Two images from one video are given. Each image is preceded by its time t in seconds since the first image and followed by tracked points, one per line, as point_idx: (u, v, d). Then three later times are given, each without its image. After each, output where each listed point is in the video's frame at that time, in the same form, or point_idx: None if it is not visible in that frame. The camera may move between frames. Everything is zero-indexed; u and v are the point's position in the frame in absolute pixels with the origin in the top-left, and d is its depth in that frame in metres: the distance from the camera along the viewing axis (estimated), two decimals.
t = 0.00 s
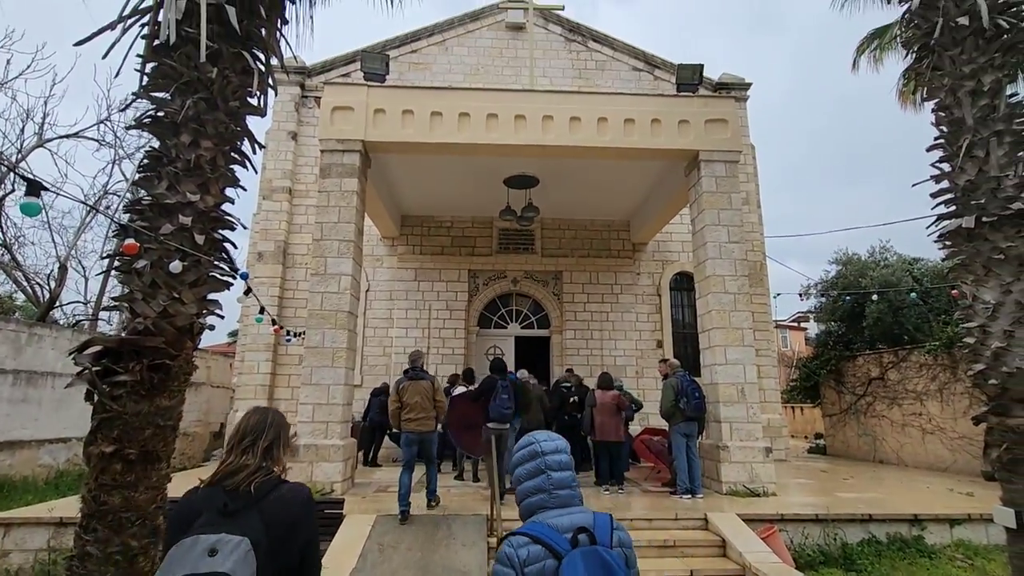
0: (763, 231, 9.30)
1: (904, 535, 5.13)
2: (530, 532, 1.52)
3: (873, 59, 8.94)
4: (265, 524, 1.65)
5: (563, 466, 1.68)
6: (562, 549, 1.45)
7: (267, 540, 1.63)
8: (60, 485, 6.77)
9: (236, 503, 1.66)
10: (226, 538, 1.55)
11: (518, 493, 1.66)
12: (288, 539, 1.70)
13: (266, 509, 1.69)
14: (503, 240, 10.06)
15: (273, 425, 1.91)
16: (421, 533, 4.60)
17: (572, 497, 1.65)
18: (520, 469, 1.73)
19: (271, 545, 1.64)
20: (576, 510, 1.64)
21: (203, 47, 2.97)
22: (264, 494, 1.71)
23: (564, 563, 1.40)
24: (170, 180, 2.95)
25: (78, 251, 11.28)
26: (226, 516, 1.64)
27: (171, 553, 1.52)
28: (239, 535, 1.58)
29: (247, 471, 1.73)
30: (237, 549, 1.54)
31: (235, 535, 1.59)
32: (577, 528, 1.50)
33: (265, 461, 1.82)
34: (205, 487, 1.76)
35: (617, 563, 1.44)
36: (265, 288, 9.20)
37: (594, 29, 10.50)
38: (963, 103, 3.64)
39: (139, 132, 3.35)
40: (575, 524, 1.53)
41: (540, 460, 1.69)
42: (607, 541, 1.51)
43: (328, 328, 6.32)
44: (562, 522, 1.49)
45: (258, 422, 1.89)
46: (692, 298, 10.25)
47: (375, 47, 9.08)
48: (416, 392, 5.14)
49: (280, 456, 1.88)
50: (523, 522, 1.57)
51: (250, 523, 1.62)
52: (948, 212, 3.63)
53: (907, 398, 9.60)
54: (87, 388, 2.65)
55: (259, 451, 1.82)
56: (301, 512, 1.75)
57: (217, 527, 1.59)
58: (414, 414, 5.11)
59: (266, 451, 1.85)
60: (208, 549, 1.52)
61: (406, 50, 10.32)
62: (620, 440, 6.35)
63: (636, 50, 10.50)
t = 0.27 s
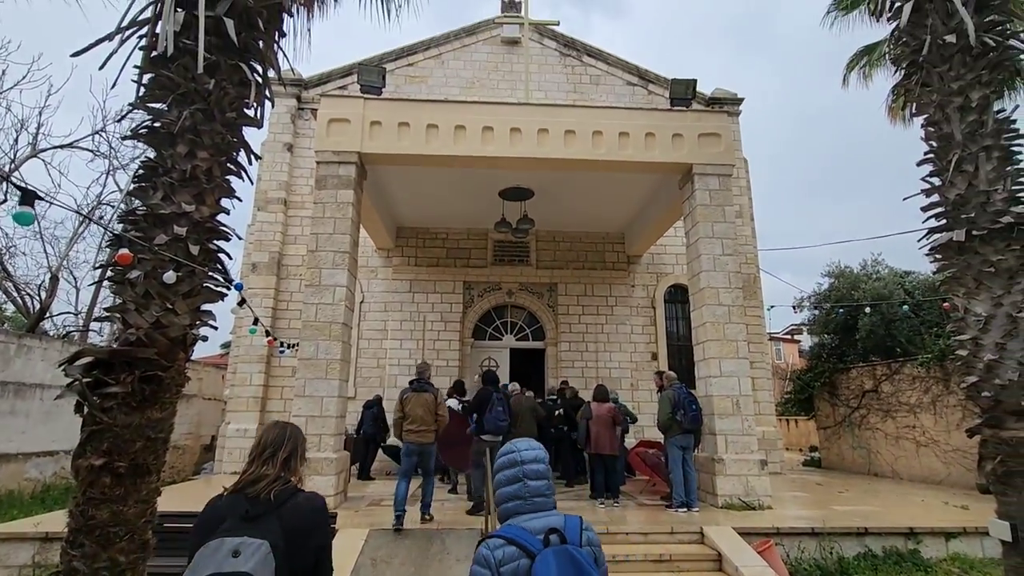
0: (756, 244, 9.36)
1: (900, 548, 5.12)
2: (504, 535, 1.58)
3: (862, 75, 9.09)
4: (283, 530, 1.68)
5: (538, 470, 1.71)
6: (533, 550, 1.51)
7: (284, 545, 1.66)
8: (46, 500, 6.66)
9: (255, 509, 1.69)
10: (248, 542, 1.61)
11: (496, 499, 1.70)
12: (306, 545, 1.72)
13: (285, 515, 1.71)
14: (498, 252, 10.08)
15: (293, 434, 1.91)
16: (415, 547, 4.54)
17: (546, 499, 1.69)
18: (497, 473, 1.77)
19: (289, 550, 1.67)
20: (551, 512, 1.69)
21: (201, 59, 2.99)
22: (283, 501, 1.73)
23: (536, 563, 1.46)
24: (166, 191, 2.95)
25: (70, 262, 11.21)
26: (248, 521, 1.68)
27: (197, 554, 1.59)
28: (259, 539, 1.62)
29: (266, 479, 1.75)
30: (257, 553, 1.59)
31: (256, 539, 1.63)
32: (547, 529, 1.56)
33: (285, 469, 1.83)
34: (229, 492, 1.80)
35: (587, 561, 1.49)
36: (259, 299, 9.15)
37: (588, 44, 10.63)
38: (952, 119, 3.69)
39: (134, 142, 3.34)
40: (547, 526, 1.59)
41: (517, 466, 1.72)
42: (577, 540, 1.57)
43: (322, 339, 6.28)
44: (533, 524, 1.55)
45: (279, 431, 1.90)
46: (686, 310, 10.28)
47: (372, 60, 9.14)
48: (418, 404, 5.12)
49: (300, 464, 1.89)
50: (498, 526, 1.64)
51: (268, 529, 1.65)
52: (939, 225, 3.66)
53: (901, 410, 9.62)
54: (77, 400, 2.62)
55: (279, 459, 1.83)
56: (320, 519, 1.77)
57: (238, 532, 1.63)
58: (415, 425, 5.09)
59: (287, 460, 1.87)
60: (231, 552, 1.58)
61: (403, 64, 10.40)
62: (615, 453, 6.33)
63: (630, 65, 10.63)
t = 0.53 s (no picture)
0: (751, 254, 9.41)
1: (897, 560, 5.10)
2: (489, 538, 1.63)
3: (852, 89, 9.22)
4: (317, 531, 1.88)
5: (526, 479, 1.76)
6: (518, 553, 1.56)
7: (319, 545, 1.86)
8: (34, 512, 6.55)
9: (293, 512, 1.89)
10: (287, 542, 1.81)
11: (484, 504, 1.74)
12: (336, 545, 1.91)
13: (317, 517, 1.91)
14: (494, 262, 10.08)
15: (321, 442, 2.07)
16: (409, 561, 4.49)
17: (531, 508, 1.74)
18: (485, 481, 1.82)
19: (323, 549, 1.87)
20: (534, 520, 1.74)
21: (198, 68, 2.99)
22: (315, 505, 1.93)
23: (520, 565, 1.51)
24: (161, 199, 2.94)
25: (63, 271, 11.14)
26: (286, 522, 1.88)
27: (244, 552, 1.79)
28: (297, 539, 1.83)
29: (300, 485, 1.94)
30: (296, 552, 1.79)
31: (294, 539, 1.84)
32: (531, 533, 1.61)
33: (316, 475, 2.00)
34: (267, 493, 1.99)
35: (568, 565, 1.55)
36: (253, 308, 9.10)
37: (584, 56, 10.72)
38: (943, 132, 3.73)
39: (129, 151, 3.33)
40: (531, 531, 1.64)
41: (505, 475, 1.77)
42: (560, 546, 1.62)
43: (316, 348, 6.25)
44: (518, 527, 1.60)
45: (310, 438, 2.06)
46: (681, 320, 10.30)
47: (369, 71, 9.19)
48: (418, 412, 5.10)
49: (330, 468, 2.07)
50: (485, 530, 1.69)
51: (305, 531, 1.85)
52: (932, 237, 3.68)
53: (895, 421, 9.64)
54: (68, 410, 2.59)
55: (310, 466, 2.00)
56: (348, 521, 1.96)
57: (279, 533, 1.83)
58: (414, 434, 5.07)
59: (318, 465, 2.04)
60: (273, 551, 1.78)
61: (400, 75, 10.46)
62: (610, 464, 6.30)
63: (625, 77, 10.72)
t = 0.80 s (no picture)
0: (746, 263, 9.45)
1: (894, 569, 5.09)
2: (480, 528, 2.00)
3: (846, 99, 9.29)
4: (344, 521, 2.15)
5: (514, 481, 2.07)
6: (501, 545, 1.91)
7: (346, 533, 2.13)
8: (23, 523, 6.47)
9: (321, 505, 2.14)
10: (318, 530, 2.08)
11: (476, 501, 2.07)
12: (360, 534, 2.18)
13: (344, 509, 2.18)
14: (490, 270, 10.08)
15: (343, 445, 2.33)
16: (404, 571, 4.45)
17: (518, 505, 2.06)
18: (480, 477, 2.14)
19: (349, 538, 2.14)
20: (520, 515, 2.08)
21: (196, 76, 3.00)
22: (340, 499, 2.20)
23: (503, 556, 1.86)
24: (157, 206, 2.93)
25: (57, 278, 11.08)
26: (315, 514, 2.13)
27: (280, 540, 2.05)
28: (327, 528, 2.09)
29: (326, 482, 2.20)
30: (326, 538, 2.06)
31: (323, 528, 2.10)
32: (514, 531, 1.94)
33: (340, 473, 2.27)
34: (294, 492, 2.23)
35: (545, 557, 1.87)
36: (248, 316, 9.06)
37: (580, 66, 10.80)
38: (936, 142, 3.77)
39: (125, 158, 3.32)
40: (516, 527, 1.97)
41: (497, 475, 2.08)
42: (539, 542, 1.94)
43: (312, 357, 6.23)
44: (502, 527, 1.92)
45: (334, 442, 2.31)
46: (677, 328, 10.31)
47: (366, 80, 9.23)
48: (415, 419, 5.09)
49: (352, 470, 2.33)
50: (476, 522, 2.04)
51: (332, 521, 2.11)
52: (925, 246, 3.70)
53: (891, 429, 9.65)
54: (60, 419, 2.57)
55: (335, 467, 2.26)
56: (368, 515, 2.22)
57: (310, 522, 2.09)
58: (411, 442, 5.05)
59: (341, 467, 2.30)
60: (306, 537, 2.05)
61: (397, 83, 10.50)
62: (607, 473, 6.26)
63: (621, 87, 10.80)
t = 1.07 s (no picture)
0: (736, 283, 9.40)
1: None
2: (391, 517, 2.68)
3: (829, 123, 9.35)
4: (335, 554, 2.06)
5: (416, 484, 2.70)
6: (402, 527, 2.55)
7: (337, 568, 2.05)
8: None
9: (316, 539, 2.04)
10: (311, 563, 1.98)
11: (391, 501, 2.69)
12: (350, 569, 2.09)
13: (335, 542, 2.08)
14: (478, 288, 9.91)
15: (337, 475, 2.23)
16: None
17: (418, 499, 2.69)
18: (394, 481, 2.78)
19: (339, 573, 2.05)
20: (422, 509, 2.70)
21: (175, 74, 2.83)
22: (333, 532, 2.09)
23: (402, 534, 2.51)
24: (126, 209, 2.73)
25: (27, 294, 10.67)
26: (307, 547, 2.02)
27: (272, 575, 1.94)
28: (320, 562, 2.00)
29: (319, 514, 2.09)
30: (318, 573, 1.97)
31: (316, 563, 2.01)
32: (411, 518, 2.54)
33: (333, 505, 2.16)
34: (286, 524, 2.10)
35: (434, 534, 2.54)
36: (227, 333, 8.75)
37: (569, 87, 10.84)
38: (935, 157, 3.85)
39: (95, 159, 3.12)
40: (416, 514, 2.62)
41: (405, 479, 2.71)
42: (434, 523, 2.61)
43: (292, 375, 5.96)
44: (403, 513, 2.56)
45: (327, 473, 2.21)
46: (667, 349, 10.18)
47: (355, 95, 9.13)
48: (405, 446, 4.83)
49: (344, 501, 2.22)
50: (389, 517, 2.64)
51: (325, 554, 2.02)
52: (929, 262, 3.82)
53: (881, 453, 9.55)
54: (6, 439, 2.32)
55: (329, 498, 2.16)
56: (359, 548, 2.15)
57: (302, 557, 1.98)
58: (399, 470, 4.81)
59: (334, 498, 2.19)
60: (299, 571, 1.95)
61: (386, 100, 10.43)
62: (578, 494, 6.13)
63: (609, 108, 10.84)
